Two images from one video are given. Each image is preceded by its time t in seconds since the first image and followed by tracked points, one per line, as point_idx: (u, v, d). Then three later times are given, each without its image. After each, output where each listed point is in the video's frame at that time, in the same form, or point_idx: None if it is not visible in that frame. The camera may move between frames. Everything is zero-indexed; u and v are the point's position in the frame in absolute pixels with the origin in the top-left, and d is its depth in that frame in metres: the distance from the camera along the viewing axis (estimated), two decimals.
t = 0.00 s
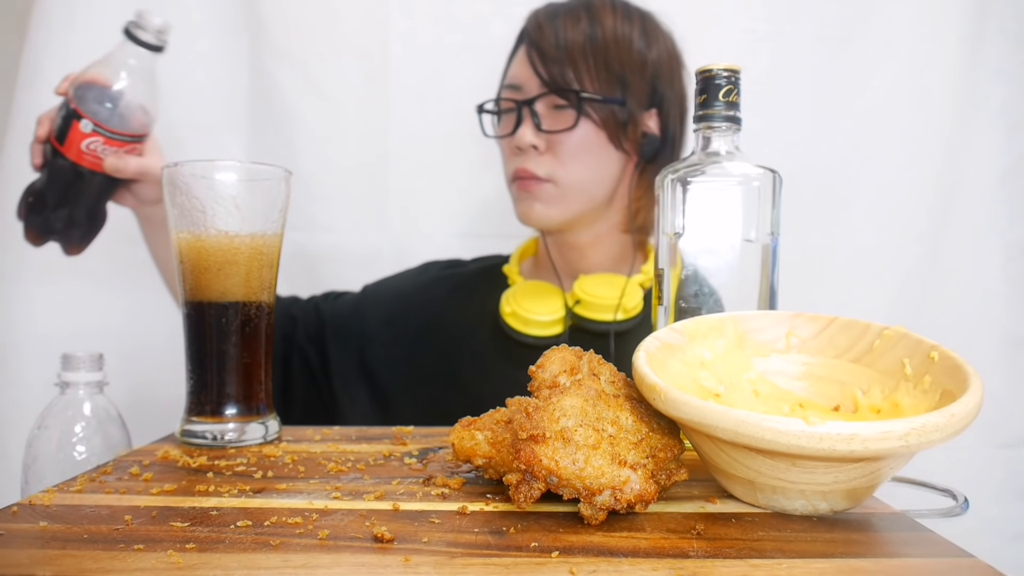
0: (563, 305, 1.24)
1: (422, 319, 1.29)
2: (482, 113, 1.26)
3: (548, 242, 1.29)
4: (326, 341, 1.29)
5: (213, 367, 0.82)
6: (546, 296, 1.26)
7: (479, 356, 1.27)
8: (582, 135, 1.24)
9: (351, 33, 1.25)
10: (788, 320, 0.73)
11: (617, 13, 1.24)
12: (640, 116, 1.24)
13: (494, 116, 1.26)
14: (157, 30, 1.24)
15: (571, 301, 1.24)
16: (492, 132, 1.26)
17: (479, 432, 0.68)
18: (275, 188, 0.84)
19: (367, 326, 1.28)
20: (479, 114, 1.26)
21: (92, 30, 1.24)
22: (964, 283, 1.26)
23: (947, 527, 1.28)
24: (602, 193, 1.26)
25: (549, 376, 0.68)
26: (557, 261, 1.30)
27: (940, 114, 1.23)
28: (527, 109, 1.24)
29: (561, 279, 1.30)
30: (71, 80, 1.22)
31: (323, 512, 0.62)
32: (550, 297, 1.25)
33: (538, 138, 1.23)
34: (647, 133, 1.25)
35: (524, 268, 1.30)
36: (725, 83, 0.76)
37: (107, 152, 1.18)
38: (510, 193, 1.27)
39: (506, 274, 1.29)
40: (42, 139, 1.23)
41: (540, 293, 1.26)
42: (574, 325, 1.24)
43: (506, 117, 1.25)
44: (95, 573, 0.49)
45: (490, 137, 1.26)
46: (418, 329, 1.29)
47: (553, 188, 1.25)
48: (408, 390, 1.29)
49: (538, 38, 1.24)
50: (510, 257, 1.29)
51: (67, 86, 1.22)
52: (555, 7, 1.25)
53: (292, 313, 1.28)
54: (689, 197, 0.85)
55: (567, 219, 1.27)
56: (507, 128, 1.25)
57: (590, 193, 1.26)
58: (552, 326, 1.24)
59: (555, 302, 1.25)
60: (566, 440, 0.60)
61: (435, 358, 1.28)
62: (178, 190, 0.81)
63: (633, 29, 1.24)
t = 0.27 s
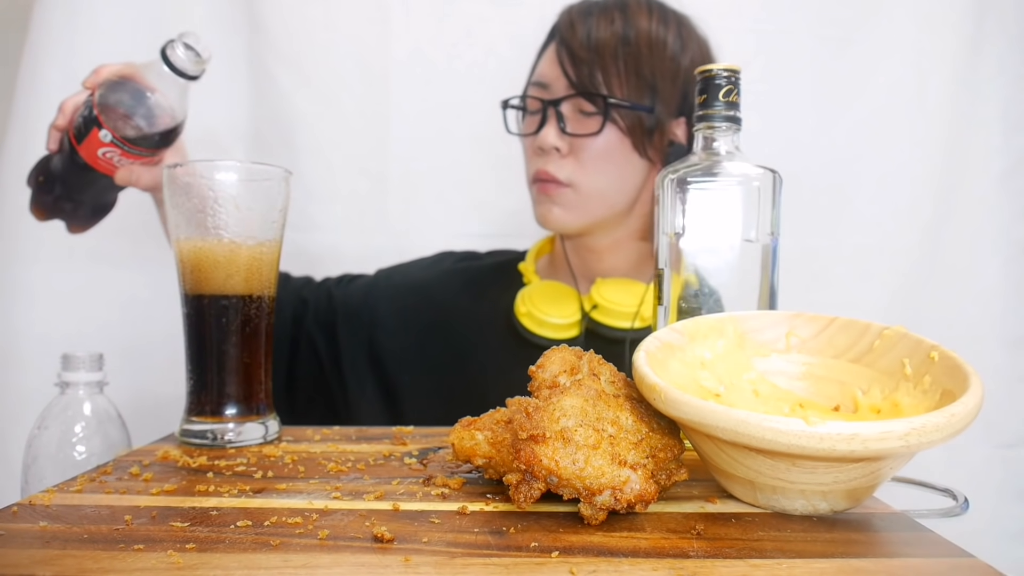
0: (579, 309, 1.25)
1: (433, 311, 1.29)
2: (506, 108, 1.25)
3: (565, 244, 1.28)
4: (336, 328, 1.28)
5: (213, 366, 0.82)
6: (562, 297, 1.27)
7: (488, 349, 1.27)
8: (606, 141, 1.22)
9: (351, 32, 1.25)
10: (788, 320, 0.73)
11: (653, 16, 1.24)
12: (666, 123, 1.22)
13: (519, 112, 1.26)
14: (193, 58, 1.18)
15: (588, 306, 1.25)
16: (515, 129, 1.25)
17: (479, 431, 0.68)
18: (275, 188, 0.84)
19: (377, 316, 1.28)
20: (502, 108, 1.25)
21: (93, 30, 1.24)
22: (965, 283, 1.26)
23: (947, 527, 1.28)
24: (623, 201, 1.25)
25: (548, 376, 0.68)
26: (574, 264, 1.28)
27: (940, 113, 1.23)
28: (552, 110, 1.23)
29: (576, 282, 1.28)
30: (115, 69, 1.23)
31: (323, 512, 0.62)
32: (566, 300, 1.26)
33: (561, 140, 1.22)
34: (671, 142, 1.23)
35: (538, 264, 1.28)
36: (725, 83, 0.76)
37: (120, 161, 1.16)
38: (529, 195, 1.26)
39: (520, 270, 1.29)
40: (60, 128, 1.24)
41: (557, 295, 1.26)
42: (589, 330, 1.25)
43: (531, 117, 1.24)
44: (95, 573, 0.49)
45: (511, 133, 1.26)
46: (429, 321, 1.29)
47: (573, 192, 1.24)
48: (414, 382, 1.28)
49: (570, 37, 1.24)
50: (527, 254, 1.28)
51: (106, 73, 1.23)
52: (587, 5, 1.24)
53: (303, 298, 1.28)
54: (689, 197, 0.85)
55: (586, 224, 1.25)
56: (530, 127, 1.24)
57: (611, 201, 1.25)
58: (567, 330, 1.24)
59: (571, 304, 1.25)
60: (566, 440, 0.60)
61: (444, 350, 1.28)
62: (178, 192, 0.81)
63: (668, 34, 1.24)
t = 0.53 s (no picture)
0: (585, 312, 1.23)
1: (438, 304, 1.29)
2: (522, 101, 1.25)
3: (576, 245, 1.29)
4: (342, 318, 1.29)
5: (214, 366, 0.82)
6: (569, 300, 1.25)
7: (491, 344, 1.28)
8: (621, 142, 1.21)
9: (350, 32, 1.25)
10: (788, 320, 0.73)
11: (679, 18, 1.23)
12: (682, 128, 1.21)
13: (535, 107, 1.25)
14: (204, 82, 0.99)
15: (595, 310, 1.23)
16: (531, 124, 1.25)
17: (479, 431, 0.68)
18: (274, 188, 0.84)
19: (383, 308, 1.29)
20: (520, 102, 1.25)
21: (93, 31, 1.25)
22: (965, 283, 1.26)
23: (947, 527, 1.28)
24: (634, 206, 1.24)
25: (548, 376, 0.68)
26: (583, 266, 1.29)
27: (940, 114, 1.23)
28: (569, 108, 1.22)
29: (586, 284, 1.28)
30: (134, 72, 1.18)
31: (323, 512, 0.62)
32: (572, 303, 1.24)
33: (575, 138, 1.21)
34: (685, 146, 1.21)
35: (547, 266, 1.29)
36: (725, 83, 0.76)
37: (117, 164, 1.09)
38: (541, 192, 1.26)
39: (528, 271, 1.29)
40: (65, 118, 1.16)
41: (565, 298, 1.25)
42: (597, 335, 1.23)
43: (548, 112, 1.23)
44: (95, 573, 0.49)
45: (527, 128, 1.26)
46: (434, 314, 1.30)
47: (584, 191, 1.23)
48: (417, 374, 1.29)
49: (593, 33, 1.22)
50: (535, 254, 1.29)
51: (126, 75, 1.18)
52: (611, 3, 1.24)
53: (311, 285, 1.28)
54: (689, 197, 0.84)
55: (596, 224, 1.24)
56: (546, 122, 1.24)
57: (622, 204, 1.24)
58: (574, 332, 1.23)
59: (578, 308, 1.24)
60: (566, 440, 0.60)
61: (448, 344, 1.29)
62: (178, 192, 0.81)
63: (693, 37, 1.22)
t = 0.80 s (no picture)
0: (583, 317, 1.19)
1: (438, 301, 1.30)
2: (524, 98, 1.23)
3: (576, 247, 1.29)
4: (342, 312, 1.30)
5: (213, 367, 0.82)
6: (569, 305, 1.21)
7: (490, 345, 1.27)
8: (625, 145, 1.16)
9: (350, 32, 1.25)
10: (788, 320, 0.73)
11: (688, 19, 1.18)
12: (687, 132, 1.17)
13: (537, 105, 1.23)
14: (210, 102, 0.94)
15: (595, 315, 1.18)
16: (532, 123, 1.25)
17: (479, 431, 0.68)
18: (274, 188, 0.84)
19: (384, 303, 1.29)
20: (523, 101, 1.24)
21: (94, 32, 1.25)
22: (965, 283, 1.26)
23: (947, 527, 1.28)
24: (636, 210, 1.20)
25: (548, 376, 0.68)
26: (583, 269, 1.29)
27: (940, 114, 1.23)
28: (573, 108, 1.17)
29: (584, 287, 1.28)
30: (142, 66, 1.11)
31: (323, 512, 0.62)
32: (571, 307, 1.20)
33: (578, 140, 1.16)
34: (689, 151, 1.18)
35: (547, 267, 1.30)
36: (725, 83, 0.76)
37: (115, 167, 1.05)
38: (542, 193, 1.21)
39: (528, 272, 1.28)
40: (66, 112, 1.08)
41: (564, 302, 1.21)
42: (596, 341, 1.18)
43: (550, 111, 1.20)
44: (94, 573, 0.49)
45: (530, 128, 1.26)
46: (434, 311, 1.30)
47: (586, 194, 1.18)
48: (415, 371, 1.29)
49: (600, 32, 1.19)
50: (534, 258, 1.29)
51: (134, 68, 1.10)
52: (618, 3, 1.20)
53: (312, 279, 1.29)
54: (689, 197, 0.84)
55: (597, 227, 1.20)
56: (549, 122, 1.20)
57: (624, 208, 1.20)
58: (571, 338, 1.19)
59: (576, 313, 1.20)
60: (566, 440, 0.60)
61: (447, 343, 1.29)
62: (178, 192, 0.81)
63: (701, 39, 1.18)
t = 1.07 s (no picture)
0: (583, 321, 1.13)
1: (439, 297, 1.29)
2: (526, 98, 1.23)
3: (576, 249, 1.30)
4: (342, 307, 1.29)
5: (213, 367, 0.82)
6: (568, 309, 1.16)
7: (488, 343, 1.26)
8: (627, 147, 1.16)
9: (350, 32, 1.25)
10: (788, 320, 0.73)
11: (692, 19, 1.17)
12: (688, 133, 1.18)
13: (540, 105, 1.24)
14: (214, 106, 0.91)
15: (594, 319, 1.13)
16: (534, 122, 1.26)
17: (479, 431, 0.68)
18: (274, 188, 0.84)
19: (384, 299, 1.29)
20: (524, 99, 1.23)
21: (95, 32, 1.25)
22: (963, 284, 1.26)
23: (947, 527, 1.28)
24: (636, 211, 1.19)
25: (549, 376, 0.68)
26: (581, 270, 1.30)
27: (941, 114, 1.23)
28: (574, 108, 1.17)
29: (581, 289, 1.30)
30: (148, 61, 1.09)
31: (323, 512, 0.62)
32: (570, 312, 1.15)
33: (580, 141, 1.15)
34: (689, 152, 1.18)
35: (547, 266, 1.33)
36: (725, 83, 0.76)
37: (115, 161, 1.06)
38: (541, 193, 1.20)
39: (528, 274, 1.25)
40: (70, 102, 1.06)
41: (563, 305, 1.16)
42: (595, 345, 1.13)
43: (552, 111, 1.20)
44: (94, 573, 0.49)
45: (530, 127, 1.27)
46: (435, 308, 1.30)
47: (587, 195, 1.17)
48: (414, 367, 1.28)
49: (602, 32, 1.16)
50: (534, 258, 1.27)
51: (141, 61, 1.08)
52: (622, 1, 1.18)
53: (313, 273, 1.30)
54: (689, 197, 0.84)
55: (597, 228, 1.19)
56: (549, 122, 1.20)
57: (624, 208, 1.19)
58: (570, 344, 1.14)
59: (575, 317, 1.15)
60: (566, 440, 0.60)
61: (447, 343, 1.29)
62: (179, 190, 0.81)
63: (705, 40, 1.17)
